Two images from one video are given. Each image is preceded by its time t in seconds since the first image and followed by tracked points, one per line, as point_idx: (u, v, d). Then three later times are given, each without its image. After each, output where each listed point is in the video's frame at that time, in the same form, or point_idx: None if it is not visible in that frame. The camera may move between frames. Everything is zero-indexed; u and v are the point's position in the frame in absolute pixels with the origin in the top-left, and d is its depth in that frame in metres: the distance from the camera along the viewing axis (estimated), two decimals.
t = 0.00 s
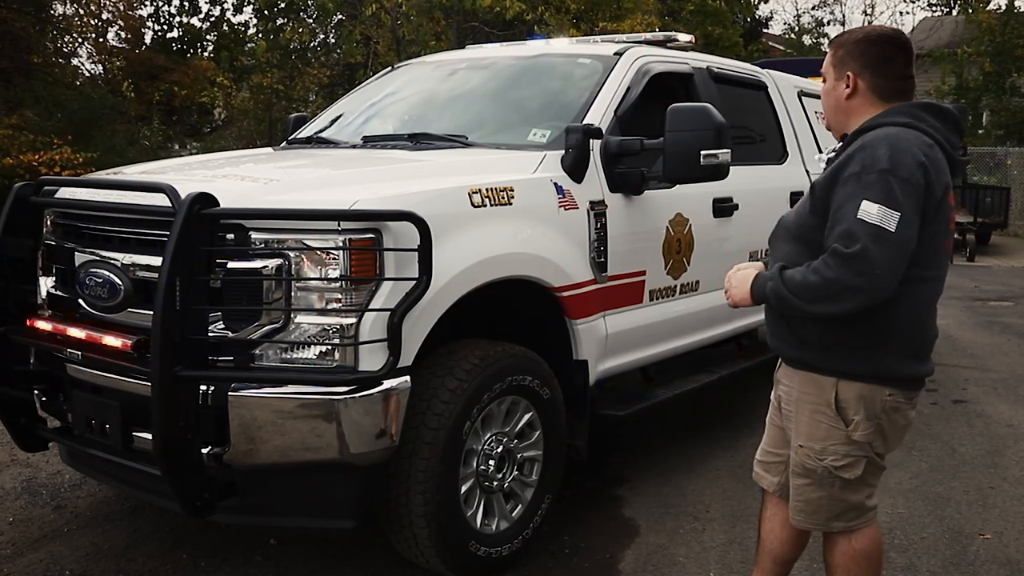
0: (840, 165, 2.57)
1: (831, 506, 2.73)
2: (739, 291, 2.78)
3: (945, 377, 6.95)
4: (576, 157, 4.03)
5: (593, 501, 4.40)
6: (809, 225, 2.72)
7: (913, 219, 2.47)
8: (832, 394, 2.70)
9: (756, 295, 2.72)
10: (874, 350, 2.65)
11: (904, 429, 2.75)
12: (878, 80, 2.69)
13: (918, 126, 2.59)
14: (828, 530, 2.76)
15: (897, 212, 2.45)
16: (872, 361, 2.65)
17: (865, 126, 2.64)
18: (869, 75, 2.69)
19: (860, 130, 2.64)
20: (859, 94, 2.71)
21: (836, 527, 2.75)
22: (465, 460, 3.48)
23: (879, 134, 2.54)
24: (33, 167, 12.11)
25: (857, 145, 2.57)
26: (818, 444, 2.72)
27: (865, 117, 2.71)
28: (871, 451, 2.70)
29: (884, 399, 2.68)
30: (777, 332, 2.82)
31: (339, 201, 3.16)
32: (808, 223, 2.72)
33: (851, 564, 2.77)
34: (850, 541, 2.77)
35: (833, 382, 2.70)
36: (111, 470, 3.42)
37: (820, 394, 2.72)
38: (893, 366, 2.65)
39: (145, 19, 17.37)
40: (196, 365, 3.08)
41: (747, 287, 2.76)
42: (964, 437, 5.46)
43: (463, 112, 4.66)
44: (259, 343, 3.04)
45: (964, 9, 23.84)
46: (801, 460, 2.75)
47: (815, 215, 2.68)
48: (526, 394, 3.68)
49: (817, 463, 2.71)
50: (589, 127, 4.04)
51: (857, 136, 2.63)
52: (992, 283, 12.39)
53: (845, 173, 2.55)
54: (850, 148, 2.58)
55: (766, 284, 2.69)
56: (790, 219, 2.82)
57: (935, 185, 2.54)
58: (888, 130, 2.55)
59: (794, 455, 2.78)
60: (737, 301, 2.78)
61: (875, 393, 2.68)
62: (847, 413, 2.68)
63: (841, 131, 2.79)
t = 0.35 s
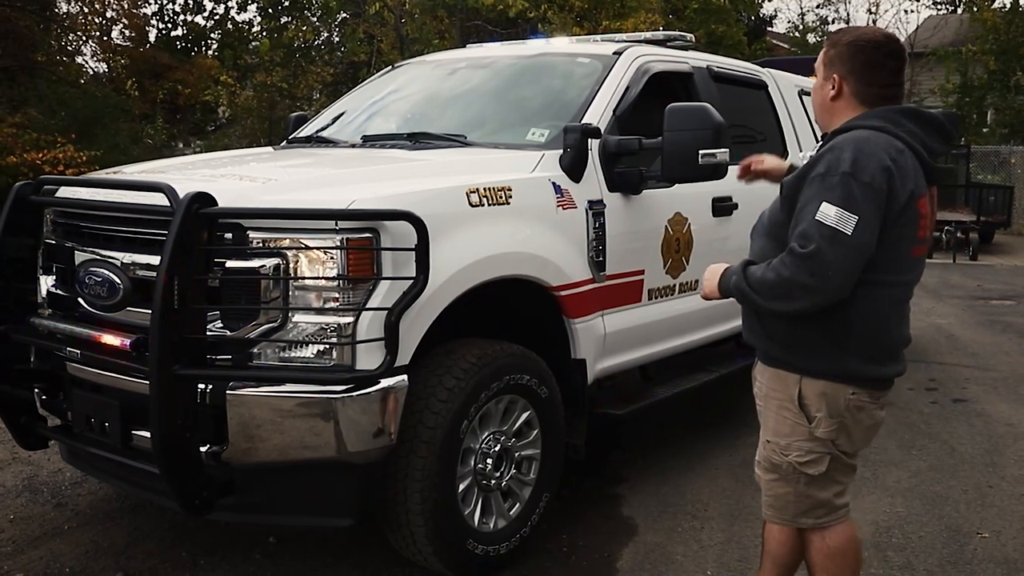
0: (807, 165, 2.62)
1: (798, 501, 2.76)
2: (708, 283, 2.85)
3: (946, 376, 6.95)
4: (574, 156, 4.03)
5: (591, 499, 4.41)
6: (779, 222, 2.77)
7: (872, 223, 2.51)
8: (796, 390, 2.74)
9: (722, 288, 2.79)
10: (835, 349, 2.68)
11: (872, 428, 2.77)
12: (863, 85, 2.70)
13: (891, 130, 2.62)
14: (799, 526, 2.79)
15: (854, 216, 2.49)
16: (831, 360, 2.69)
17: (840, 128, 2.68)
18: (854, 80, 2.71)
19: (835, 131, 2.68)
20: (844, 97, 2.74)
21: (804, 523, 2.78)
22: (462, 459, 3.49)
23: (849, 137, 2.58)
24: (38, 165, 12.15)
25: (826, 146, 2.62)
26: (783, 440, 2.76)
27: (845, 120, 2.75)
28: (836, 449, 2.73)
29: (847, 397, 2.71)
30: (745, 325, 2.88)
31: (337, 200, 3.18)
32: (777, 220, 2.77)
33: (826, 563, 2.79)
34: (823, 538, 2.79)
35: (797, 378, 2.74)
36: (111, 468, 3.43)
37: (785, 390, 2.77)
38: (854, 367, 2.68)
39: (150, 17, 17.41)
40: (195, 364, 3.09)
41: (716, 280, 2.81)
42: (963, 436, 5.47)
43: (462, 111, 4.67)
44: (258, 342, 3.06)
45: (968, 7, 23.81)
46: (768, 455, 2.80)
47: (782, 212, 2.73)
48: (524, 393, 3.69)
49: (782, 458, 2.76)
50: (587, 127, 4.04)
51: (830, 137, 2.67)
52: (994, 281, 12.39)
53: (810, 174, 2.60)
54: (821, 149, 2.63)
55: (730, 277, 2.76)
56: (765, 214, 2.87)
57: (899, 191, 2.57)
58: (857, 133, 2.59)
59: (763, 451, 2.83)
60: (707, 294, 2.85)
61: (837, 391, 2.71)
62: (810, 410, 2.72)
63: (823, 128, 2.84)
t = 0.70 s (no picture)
0: (796, 167, 2.63)
1: (786, 497, 2.78)
2: (693, 284, 2.85)
3: (947, 375, 6.95)
4: (570, 156, 4.04)
5: (588, 497, 4.42)
6: (765, 222, 2.78)
7: (861, 227, 2.54)
8: (782, 387, 2.76)
9: (708, 288, 2.81)
10: (821, 348, 2.71)
11: (856, 422, 2.80)
12: (848, 85, 2.73)
13: (877, 133, 2.65)
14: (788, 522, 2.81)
15: (845, 219, 2.52)
16: (819, 359, 2.72)
17: (825, 130, 2.69)
18: (840, 81, 2.73)
19: (822, 133, 2.70)
20: (828, 97, 2.76)
21: (794, 518, 2.79)
22: (459, 456, 3.51)
23: (837, 141, 2.60)
24: (41, 165, 12.22)
25: (814, 149, 2.63)
26: (769, 437, 2.78)
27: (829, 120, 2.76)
28: (822, 443, 2.76)
29: (833, 393, 2.73)
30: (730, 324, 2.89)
31: (333, 199, 3.20)
32: (762, 220, 2.78)
33: (818, 558, 2.80)
34: (813, 533, 2.81)
35: (784, 375, 2.76)
36: (109, 466, 3.45)
37: (771, 386, 2.78)
38: (841, 367, 2.71)
39: (153, 17, 17.46)
40: (192, 362, 3.11)
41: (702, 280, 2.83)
42: (961, 435, 5.47)
43: (460, 110, 4.69)
44: (254, 340, 3.08)
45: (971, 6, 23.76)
46: (755, 453, 2.81)
47: (769, 213, 2.75)
48: (521, 391, 3.71)
49: (769, 454, 2.77)
50: (584, 127, 4.04)
51: (817, 139, 2.68)
52: (997, 280, 12.38)
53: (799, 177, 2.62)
54: (808, 151, 2.64)
55: (718, 278, 2.77)
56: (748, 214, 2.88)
57: (886, 193, 2.61)
58: (845, 136, 2.61)
59: (750, 448, 2.84)
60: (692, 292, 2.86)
61: (824, 388, 2.73)
62: (797, 406, 2.74)
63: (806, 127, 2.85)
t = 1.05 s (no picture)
0: (803, 170, 2.64)
1: (788, 494, 2.79)
2: (698, 288, 2.83)
3: (950, 373, 6.94)
4: (570, 155, 4.06)
5: (590, 495, 4.44)
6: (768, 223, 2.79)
7: (872, 229, 2.57)
8: (786, 385, 2.76)
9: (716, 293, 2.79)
10: (830, 348, 2.73)
11: (856, 418, 2.83)
12: (849, 86, 2.74)
13: (880, 134, 2.67)
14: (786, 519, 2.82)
15: (859, 222, 2.54)
16: (828, 359, 2.73)
17: (828, 130, 2.70)
18: (841, 82, 2.74)
19: (826, 133, 2.71)
20: (829, 97, 2.77)
21: (795, 514, 2.81)
22: (459, 453, 3.53)
23: (844, 143, 2.61)
24: (49, 165, 12.32)
25: (821, 150, 2.64)
26: (772, 435, 2.78)
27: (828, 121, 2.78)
28: (824, 440, 2.77)
29: (836, 390, 2.76)
30: (733, 326, 2.89)
31: (333, 199, 3.22)
32: (765, 221, 2.78)
33: (815, 554, 2.82)
34: (812, 530, 2.82)
35: (789, 374, 2.76)
36: (113, 463, 3.49)
37: (774, 384, 2.79)
38: (849, 365, 2.74)
39: (161, 17, 17.53)
40: (193, 360, 3.14)
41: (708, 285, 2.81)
42: (963, 432, 5.47)
43: (461, 110, 4.71)
44: (255, 338, 3.11)
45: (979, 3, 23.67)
46: (758, 451, 2.82)
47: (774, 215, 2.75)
48: (521, 389, 3.73)
49: (772, 453, 2.78)
50: (584, 126, 4.06)
51: (822, 139, 2.69)
52: (1004, 278, 12.34)
53: (807, 179, 2.62)
54: (814, 152, 2.65)
55: (726, 282, 2.75)
56: (748, 215, 2.88)
57: (893, 194, 2.64)
58: (851, 138, 2.62)
59: (752, 446, 2.84)
60: (698, 297, 2.83)
61: (831, 386, 2.75)
62: (801, 403, 2.75)
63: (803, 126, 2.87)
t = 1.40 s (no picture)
0: (828, 174, 2.62)
1: (821, 498, 2.78)
2: (724, 300, 2.76)
3: (960, 371, 6.94)
4: (576, 155, 4.10)
5: (597, 492, 4.47)
6: (790, 229, 2.76)
7: (905, 229, 2.57)
8: (818, 387, 2.76)
9: (746, 304, 2.72)
10: (861, 349, 2.74)
11: (885, 415, 2.83)
12: (876, 85, 2.75)
13: (897, 132, 2.67)
14: (813, 522, 2.81)
15: (894, 225, 2.54)
16: (859, 359, 2.73)
17: (848, 131, 2.68)
18: (869, 80, 2.74)
19: (843, 134, 2.69)
20: (858, 97, 2.75)
21: (829, 517, 2.80)
22: (465, 451, 3.56)
23: (867, 145, 2.60)
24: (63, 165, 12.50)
25: (844, 153, 2.63)
26: (804, 438, 2.77)
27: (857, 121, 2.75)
28: (856, 440, 2.77)
29: (866, 387, 2.76)
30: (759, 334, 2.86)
31: (339, 199, 3.26)
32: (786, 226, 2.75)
33: (838, 552, 2.83)
34: (839, 531, 2.83)
35: (819, 376, 2.76)
36: (125, 460, 3.53)
37: (805, 387, 2.78)
38: (878, 363, 2.75)
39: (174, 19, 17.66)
40: (202, 359, 3.18)
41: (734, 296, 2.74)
42: (972, 431, 5.47)
43: (469, 110, 4.74)
44: (264, 337, 3.15)
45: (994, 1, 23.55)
46: (789, 456, 2.80)
47: (797, 220, 2.72)
48: (527, 387, 3.75)
49: (805, 456, 2.77)
50: (589, 126, 4.10)
51: (841, 142, 2.68)
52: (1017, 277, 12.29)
53: (835, 184, 2.60)
54: (837, 155, 2.63)
55: (756, 294, 2.70)
56: (766, 221, 2.84)
57: (919, 191, 2.65)
58: (872, 138, 2.61)
59: (783, 451, 2.82)
60: (725, 310, 2.75)
61: (861, 384, 2.75)
62: (834, 404, 2.74)
63: (820, 129, 2.81)
